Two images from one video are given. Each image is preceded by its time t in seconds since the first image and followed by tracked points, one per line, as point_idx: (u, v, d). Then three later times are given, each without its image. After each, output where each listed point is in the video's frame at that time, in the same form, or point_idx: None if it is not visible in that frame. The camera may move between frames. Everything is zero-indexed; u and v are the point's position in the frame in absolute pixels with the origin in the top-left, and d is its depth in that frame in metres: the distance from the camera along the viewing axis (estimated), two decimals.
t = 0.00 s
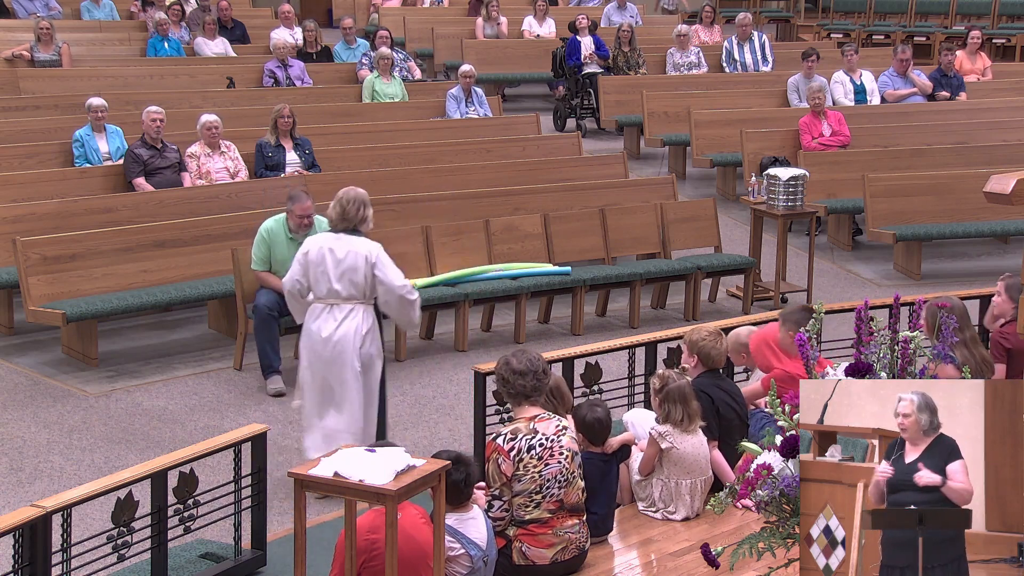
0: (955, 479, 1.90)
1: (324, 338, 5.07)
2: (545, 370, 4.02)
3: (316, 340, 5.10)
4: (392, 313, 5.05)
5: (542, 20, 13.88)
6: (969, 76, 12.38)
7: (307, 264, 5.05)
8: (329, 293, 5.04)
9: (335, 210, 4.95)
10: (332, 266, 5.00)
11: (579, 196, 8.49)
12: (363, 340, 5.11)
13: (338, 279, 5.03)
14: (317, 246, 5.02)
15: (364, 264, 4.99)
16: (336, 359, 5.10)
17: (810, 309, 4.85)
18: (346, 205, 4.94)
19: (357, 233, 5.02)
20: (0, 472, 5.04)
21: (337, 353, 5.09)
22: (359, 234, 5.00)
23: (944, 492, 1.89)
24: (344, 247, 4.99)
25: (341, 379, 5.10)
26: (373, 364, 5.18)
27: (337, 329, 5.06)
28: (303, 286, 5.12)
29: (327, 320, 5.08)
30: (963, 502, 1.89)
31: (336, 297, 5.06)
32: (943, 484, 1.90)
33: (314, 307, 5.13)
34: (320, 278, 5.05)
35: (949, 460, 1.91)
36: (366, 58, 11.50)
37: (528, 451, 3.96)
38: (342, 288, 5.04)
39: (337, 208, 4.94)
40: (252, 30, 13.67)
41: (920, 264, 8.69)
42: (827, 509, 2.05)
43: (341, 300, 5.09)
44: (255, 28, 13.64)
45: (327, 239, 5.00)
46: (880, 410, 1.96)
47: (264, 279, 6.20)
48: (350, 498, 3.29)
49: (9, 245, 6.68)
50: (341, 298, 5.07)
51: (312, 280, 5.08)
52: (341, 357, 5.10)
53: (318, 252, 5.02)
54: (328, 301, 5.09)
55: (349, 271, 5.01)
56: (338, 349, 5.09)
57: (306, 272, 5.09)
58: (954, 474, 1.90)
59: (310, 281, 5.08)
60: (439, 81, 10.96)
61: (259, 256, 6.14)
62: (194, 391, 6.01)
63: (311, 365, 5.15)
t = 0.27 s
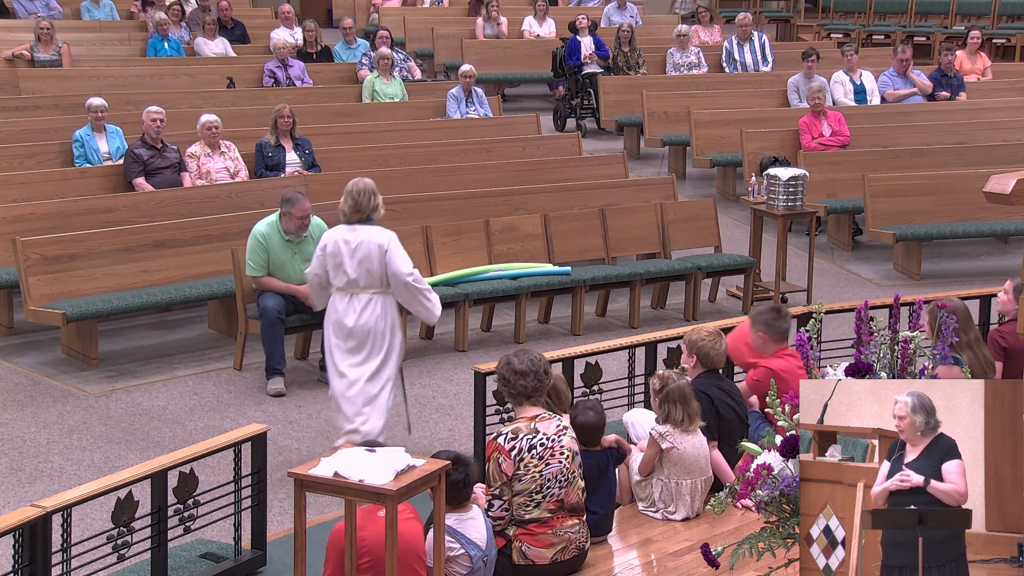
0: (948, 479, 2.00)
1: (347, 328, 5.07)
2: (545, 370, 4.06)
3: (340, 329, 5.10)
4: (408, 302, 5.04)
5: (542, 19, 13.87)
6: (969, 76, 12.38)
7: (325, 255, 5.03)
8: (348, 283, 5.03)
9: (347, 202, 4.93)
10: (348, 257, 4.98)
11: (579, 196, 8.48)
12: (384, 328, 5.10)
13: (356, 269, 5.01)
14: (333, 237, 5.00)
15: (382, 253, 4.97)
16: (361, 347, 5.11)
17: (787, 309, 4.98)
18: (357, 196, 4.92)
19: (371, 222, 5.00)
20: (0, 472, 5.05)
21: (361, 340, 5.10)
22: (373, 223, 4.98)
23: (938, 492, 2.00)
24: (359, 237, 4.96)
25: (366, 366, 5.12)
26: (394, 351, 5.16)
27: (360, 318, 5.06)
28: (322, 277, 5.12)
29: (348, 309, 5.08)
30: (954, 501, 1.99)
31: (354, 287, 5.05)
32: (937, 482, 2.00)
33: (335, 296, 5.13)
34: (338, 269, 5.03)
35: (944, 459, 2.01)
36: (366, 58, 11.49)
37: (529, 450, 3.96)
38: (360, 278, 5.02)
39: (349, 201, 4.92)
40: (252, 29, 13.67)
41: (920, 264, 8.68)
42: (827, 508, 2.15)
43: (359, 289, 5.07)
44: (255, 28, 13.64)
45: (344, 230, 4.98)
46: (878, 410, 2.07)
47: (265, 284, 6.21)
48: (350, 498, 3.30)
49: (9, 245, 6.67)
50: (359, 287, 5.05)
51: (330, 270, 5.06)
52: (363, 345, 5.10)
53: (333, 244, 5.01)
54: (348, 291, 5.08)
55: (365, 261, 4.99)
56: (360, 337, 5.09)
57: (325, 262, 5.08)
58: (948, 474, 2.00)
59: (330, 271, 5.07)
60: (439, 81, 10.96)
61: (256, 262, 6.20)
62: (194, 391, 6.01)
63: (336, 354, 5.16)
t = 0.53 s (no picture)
0: (947, 479, 1.94)
1: (370, 314, 5.42)
2: (544, 367, 4.25)
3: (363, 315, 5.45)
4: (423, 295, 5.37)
5: (541, 27, 13.97)
6: (955, 81, 12.58)
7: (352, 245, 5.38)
8: (372, 271, 5.37)
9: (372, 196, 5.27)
10: (373, 247, 5.32)
11: (578, 199, 8.65)
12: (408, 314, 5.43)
13: (380, 259, 5.35)
14: (360, 228, 5.34)
15: (405, 244, 5.31)
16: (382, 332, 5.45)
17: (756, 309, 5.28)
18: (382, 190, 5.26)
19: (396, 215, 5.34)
20: (17, 466, 5.22)
21: (382, 326, 5.44)
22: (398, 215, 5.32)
23: (936, 493, 1.94)
24: (384, 228, 5.30)
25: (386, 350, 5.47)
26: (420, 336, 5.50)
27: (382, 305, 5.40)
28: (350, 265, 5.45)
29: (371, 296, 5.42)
30: (952, 501, 1.94)
31: (378, 276, 5.39)
32: (935, 482, 1.94)
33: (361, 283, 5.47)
34: (363, 258, 5.37)
35: (943, 459, 1.95)
36: (369, 63, 11.67)
37: (528, 444, 4.13)
38: (383, 267, 5.36)
39: (376, 194, 5.24)
40: (259, 36, 13.83)
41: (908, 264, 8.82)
42: (827, 509, 2.10)
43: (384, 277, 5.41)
44: (262, 34, 13.80)
45: (370, 221, 5.32)
46: (879, 410, 2.02)
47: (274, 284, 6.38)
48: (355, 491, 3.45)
49: (23, 245, 6.83)
50: (384, 276, 5.39)
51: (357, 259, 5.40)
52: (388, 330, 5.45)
53: (360, 234, 5.35)
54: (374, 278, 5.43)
55: (389, 251, 5.33)
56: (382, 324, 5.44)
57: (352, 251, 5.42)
58: (948, 475, 1.94)
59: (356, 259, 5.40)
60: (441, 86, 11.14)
61: (261, 263, 6.38)
62: (204, 387, 6.19)
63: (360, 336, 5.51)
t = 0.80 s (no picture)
0: (947, 479, 2.05)
1: (403, 299, 5.88)
2: (540, 362, 4.58)
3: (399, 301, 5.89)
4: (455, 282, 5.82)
5: (540, 37, 14.39)
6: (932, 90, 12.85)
7: (387, 235, 5.81)
8: (406, 261, 5.81)
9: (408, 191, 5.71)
10: (407, 238, 5.75)
11: (574, 202, 8.94)
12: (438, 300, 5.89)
13: (414, 249, 5.78)
14: (395, 220, 5.78)
15: (436, 235, 5.75)
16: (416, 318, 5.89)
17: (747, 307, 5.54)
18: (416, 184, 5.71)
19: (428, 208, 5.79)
20: (41, 456, 5.51)
21: (416, 310, 5.88)
22: (430, 208, 5.77)
23: (935, 492, 2.06)
24: (418, 221, 5.74)
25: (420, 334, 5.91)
26: (447, 321, 5.97)
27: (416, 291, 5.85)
28: (384, 254, 5.89)
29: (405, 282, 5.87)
30: (951, 501, 2.06)
31: (412, 264, 5.83)
32: (935, 482, 2.05)
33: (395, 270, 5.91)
34: (398, 248, 5.81)
35: (943, 460, 2.05)
36: (376, 73, 11.96)
37: (526, 436, 4.42)
38: (416, 256, 5.80)
39: (413, 189, 5.69)
40: (270, 46, 14.16)
41: (889, 265, 9.10)
42: (827, 509, 2.20)
43: (417, 266, 5.85)
44: (274, 45, 14.14)
45: (405, 214, 5.76)
46: (880, 410, 2.10)
47: (283, 277, 6.66)
48: (362, 480, 3.66)
49: (47, 246, 7.12)
50: (417, 264, 5.83)
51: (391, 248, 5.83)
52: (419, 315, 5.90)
53: (396, 226, 5.78)
54: (407, 266, 5.86)
55: (423, 242, 5.77)
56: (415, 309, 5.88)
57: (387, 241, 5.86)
58: (948, 475, 2.05)
59: (391, 249, 5.83)
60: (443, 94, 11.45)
61: (270, 258, 6.67)
62: (217, 381, 6.47)
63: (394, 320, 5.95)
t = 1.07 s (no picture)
0: (948, 480, 2.22)
1: (430, 290, 6.30)
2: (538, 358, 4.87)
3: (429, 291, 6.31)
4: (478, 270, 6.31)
5: (538, 48, 14.61)
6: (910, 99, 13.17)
7: (413, 232, 6.23)
8: (434, 253, 6.24)
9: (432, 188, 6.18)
10: (434, 232, 6.20)
11: (570, 205, 9.24)
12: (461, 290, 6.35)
13: (440, 242, 6.23)
14: (420, 216, 6.22)
15: (460, 227, 6.21)
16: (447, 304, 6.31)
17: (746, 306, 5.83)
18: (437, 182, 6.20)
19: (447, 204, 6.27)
20: (64, 446, 5.80)
21: (444, 299, 6.30)
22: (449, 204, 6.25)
23: (937, 492, 2.22)
24: (442, 216, 6.21)
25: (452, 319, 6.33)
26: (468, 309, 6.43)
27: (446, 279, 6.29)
28: (408, 251, 6.29)
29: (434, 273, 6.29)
30: (952, 501, 2.22)
31: (439, 256, 6.27)
32: (936, 482, 2.22)
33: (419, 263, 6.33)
34: (424, 242, 6.24)
35: (943, 460, 2.23)
36: (382, 81, 12.26)
37: (524, 428, 4.69)
38: (443, 248, 6.25)
39: (435, 185, 6.17)
40: (282, 56, 14.52)
41: (871, 265, 9.40)
42: (827, 510, 2.43)
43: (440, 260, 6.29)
44: (285, 56, 14.47)
45: (429, 210, 6.22)
46: (880, 410, 2.29)
47: (292, 273, 6.98)
48: (368, 472, 3.86)
49: (68, 247, 7.41)
50: (441, 257, 6.27)
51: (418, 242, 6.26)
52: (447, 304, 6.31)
53: (420, 223, 6.21)
54: (430, 261, 6.29)
55: (447, 235, 6.22)
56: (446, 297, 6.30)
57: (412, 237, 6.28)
58: (948, 475, 2.22)
59: (418, 243, 6.26)
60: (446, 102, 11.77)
61: (280, 254, 6.99)
62: (230, 376, 6.76)
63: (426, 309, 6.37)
